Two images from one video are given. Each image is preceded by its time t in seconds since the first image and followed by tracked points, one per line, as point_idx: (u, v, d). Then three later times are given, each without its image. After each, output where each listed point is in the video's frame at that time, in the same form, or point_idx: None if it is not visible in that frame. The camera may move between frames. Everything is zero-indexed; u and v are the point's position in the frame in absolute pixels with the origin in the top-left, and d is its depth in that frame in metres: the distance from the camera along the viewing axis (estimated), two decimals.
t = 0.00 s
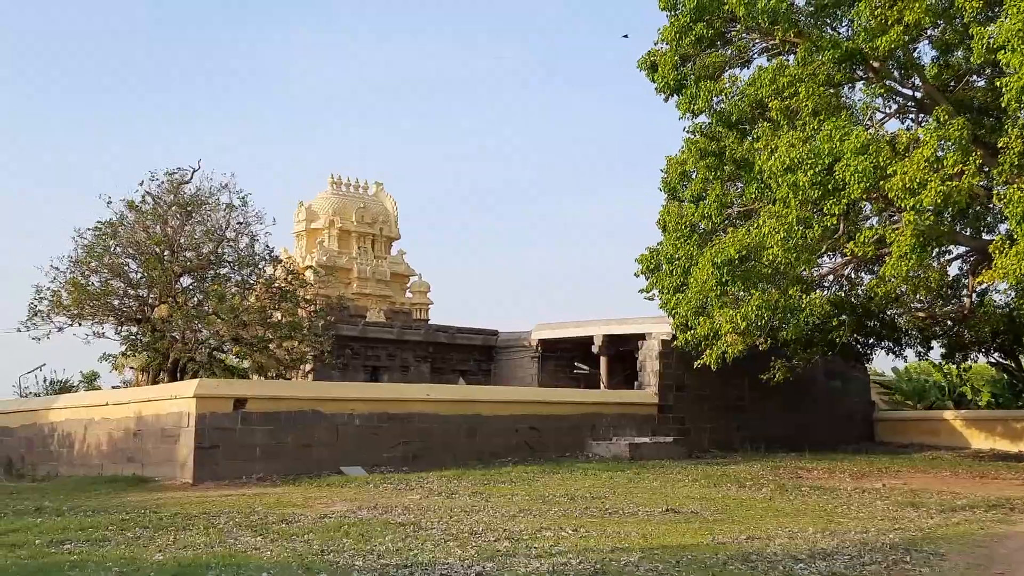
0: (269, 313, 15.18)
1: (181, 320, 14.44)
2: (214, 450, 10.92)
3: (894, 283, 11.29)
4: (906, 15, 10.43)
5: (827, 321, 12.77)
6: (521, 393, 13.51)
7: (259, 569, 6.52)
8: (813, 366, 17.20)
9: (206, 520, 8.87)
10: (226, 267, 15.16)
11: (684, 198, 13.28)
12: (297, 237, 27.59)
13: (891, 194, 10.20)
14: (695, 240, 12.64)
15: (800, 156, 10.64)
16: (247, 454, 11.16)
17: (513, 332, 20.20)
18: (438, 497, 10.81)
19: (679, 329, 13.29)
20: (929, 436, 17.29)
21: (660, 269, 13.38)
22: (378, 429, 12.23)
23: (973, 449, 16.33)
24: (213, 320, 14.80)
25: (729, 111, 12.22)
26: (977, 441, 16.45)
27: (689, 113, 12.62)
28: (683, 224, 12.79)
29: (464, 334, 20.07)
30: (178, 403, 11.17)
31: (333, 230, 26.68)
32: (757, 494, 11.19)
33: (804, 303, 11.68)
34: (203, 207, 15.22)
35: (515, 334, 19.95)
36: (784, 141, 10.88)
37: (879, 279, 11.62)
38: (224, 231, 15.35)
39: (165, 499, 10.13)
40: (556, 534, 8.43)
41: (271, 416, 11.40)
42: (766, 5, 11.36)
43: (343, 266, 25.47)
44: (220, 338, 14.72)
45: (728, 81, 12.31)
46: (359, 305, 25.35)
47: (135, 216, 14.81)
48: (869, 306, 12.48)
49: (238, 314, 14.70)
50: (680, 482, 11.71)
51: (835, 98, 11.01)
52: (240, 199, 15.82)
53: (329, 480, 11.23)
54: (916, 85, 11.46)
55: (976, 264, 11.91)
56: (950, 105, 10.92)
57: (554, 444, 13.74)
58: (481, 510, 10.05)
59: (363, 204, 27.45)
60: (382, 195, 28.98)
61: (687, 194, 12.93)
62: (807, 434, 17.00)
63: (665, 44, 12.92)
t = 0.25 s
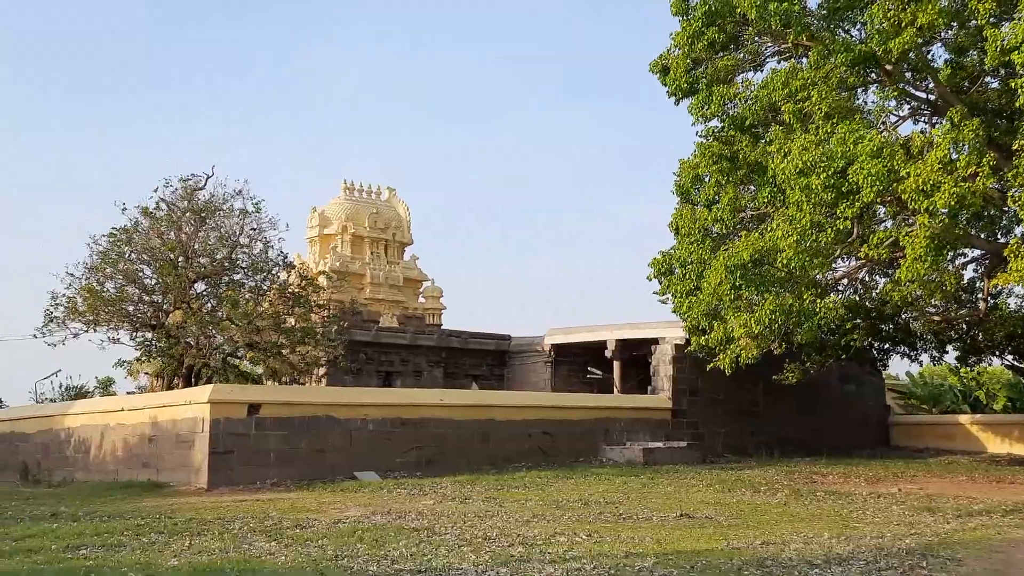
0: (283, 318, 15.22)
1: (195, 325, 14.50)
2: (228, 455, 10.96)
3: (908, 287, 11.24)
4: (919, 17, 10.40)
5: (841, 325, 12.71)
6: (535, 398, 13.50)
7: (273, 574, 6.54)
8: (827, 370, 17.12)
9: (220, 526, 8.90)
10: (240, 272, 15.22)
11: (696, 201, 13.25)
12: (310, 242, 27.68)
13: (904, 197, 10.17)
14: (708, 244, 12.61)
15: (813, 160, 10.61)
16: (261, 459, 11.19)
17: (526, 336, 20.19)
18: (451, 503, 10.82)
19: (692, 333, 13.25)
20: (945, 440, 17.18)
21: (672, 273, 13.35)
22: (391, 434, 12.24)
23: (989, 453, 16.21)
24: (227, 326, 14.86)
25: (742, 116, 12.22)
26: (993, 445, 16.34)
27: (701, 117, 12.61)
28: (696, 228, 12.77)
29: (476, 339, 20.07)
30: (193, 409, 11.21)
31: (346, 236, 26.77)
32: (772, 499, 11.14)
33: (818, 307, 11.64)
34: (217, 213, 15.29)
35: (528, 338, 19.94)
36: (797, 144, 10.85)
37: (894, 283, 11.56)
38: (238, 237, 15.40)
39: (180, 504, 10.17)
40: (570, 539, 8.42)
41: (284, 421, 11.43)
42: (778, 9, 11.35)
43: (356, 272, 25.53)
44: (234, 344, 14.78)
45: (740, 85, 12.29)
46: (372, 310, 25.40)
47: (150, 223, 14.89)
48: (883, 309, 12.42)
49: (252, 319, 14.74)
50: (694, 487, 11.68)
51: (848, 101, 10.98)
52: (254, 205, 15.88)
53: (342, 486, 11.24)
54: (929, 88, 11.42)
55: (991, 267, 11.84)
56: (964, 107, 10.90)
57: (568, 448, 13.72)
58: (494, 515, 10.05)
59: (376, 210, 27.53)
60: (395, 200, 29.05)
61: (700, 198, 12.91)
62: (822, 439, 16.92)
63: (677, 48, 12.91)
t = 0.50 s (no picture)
0: (295, 323, 15.35)
1: (209, 330, 14.64)
2: (242, 458, 11.09)
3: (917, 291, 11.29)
4: (927, 22, 10.50)
5: (850, 329, 12.76)
6: (545, 402, 13.58)
7: None
8: (837, 374, 17.15)
9: (234, 528, 9.01)
10: (253, 278, 15.36)
11: (705, 206, 13.32)
12: (321, 247, 27.84)
13: (913, 201, 10.22)
14: (718, 248, 12.67)
15: (822, 164, 10.66)
16: (274, 462, 11.31)
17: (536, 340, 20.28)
18: (463, 506, 10.91)
19: (702, 337, 13.30)
20: (955, 444, 17.18)
21: (681, 277, 13.37)
22: (403, 438, 12.34)
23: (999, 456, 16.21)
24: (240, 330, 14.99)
25: (751, 120, 12.29)
26: (1003, 448, 16.33)
27: (710, 121, 12.67)
28: (705, 232, 12.83)
29: (487, 344, 20.16)
30: (206, 412, 11.34)
31: (357, 241, 26.92)
32: (781, 502, 11.19)
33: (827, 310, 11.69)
34: (230, 219, 15.44)
35: (539, 343, 20.02)
36: (806, 149, 10.92)
37: (903, 286, 11.60)
38: (251, 243, 15.53)
39: (195, 507, 10.30)
40: (580, 541, 8.50)
41: (297, 425, 11.55)
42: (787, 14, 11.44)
43: (367, 277, 25.68)
44: (247, 348, 14.91)
45: (749, 90, 12.37)
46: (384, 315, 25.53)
47: (164, 229, 15.04)
48: (892, 312, 12.46)
49: (265, 324, 14.87)
50: (704, 490, 11.73)
51: (856, 105, 11.05)
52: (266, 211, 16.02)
53: (355, 488, 11.35)
54: (937, 92, 11.49)
55: (1000, 270, 11.88)
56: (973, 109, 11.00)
57: (578, 452, 13.79)
58: (505, 518, 10.14)
59: (387, 215, 27.68)
60: (406, 206, 29.19)
61: (709, 202, 12.98)
62: (832, 443, 16.93)
63: (685, 54, 12.99)
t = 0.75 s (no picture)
0: (306, 329, 15.28)
1: (219, 337, 14.58)
2: (253, 465, 11.01)
3: (935, 295, 11.15)
4: (942, 23, 10.35)
5: (866, 334, 12.62)
6: (557, 408, 13.47)
7: None
8: (853, 379, 16.98)
9: (245, 537, 8.93)
10: (263, 284, 15.29)
11: (719, 210, 13.21)
12: (332, 253, 27.80)
13: (929, 203, 10.09)
14: (732, 253, 12.55)
15: (837, 167, 10.53)
16: (285, 470, 11.23)
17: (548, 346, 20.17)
18: (475, 513, 10.81)
19: (715, 343, 13.16)
20: (973, 449, 16.98)
21: (695, 283, 13.24)
22: (415, 445, 12.24)
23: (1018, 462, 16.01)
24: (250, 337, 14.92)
25: (764, 123, 12.16)
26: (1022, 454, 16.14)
27: (722, 124, 12.56)
28: (719, 236, 12.71)
29: (499, 350, 20.05)
30: (217, 420, 11.27)
31: (368, 247, 26.86)
32: (798, 509, 11.06)
33: (843, 315, 11.57)
34: (240, 225, 15.39)
35: (550, 348, 19.90)
36: (821, 152, 10.79)
37: (921, 291, 11.45)
38: (261, 249, 15.47)
39: (205, 516, 10.22)
40: (594, 549, 8.39)
41: (308, 432, 11.47)
42: (800, 15, 11.31)
43: (378, 282, 25.62)
44: (258, 355, 14.84)
45: (762, 92, 12.26)
46: (395, 321, 25.47)
47: (174, 235, 15.00)
48: (909, 317, 12.31)
49: (276, 330, 14.81)
50: (719, 497, 11.60)
51: (872, 108, 10.92)
52: (276, 217, 15.97)
53: (366, 496, 11.26)
54: (954, 93, 11.35)
55: (1019, 274, 11.72)
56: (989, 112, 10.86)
57: (591, 459, 13.67)
58: (518, 526, 10.03)
59: (398, 221, 27.63)
60: (417, 211, 29.14)
61: (723, 207, 12.87)
62: (848, 449, 16.76)
63: (698, 56, 12.88)
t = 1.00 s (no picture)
0: (315, 334, 15.30)
1: (228, 342, 14.62)
2: (262, 470, 11.03)
3: (944, 299, 11.12)
4: (951, 26, 10.33)
5: (876, 338, 12.59)
6: (566, 412, 13.46)
7: None
8: (863, 384, 16.93)
9: (254, 541, 8.94)
10: (272, 289, 15.33)
11: (728, 214, 13.19)
12: (341, 258, 27.85)
13: (939, 207, 10.07)
14: (740, 256, 12.54)
15: (846, 171, 10.52)
16: (294, 474, 11.25)
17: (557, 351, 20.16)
18: (484, 518, 10.81)
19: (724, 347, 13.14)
20: (984, 454, 16.89)
21: (705, 287, 13.22)
22: (423, 450, 12.24)
23: None
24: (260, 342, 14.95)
25: (772, 127, 12.15)
26: None
27: (730, 127, 12.55)
28: (728, 240, 12.69)
29: (507, 354, 20.04)
30: (226, 424, 11.30)
31: (377, 252, 26.92)
32: (807, 514, 11.03)
33: (852, 319, 11.54)
34: (249, 230, 15.43)
35: (559, 353, 19.90)
36: (830, 155, 10.77)
37: (931, 295, 11.43)
38: (270, 254, 15.51)
39: (215, 520, 10.24)
40: (603, 554, 8.39)
41: (317, 437, 11.48)
42: (809, 18, 11.30)
43: (387, 287, 25.67)
44: (267, 359, 14.87)
45: (770, 95, 12.25)
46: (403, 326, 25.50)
47: (184, 240, 15.05)
48: (919, 321, 12.28)
49: (285, 336, 14.83)
50: (728, 502, 11.58)
51: (880, 111, 10.90)
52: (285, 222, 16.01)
53: (375, 501, 11.27)
54: (962, 96, 11.32)
55: None
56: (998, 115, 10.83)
57: (600, 463, 13.65)
58: (527, 530, 10.03)
59: (407, 226, 27.67)
60: (425, 216, 29.17)
61: (731, 210, 12.86)
62: (858, 453, 16.70)
63: (706, 59, 12.89)
